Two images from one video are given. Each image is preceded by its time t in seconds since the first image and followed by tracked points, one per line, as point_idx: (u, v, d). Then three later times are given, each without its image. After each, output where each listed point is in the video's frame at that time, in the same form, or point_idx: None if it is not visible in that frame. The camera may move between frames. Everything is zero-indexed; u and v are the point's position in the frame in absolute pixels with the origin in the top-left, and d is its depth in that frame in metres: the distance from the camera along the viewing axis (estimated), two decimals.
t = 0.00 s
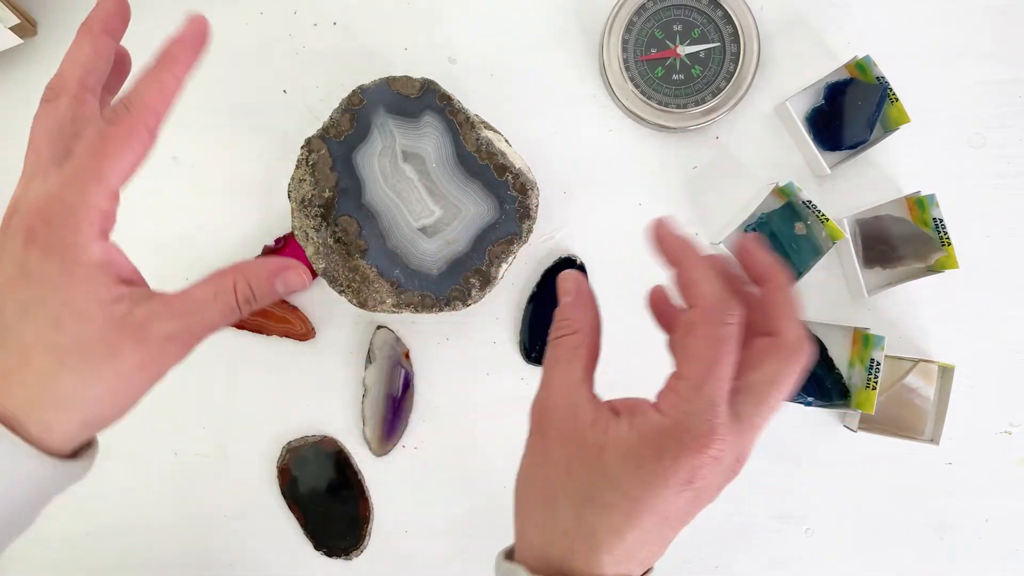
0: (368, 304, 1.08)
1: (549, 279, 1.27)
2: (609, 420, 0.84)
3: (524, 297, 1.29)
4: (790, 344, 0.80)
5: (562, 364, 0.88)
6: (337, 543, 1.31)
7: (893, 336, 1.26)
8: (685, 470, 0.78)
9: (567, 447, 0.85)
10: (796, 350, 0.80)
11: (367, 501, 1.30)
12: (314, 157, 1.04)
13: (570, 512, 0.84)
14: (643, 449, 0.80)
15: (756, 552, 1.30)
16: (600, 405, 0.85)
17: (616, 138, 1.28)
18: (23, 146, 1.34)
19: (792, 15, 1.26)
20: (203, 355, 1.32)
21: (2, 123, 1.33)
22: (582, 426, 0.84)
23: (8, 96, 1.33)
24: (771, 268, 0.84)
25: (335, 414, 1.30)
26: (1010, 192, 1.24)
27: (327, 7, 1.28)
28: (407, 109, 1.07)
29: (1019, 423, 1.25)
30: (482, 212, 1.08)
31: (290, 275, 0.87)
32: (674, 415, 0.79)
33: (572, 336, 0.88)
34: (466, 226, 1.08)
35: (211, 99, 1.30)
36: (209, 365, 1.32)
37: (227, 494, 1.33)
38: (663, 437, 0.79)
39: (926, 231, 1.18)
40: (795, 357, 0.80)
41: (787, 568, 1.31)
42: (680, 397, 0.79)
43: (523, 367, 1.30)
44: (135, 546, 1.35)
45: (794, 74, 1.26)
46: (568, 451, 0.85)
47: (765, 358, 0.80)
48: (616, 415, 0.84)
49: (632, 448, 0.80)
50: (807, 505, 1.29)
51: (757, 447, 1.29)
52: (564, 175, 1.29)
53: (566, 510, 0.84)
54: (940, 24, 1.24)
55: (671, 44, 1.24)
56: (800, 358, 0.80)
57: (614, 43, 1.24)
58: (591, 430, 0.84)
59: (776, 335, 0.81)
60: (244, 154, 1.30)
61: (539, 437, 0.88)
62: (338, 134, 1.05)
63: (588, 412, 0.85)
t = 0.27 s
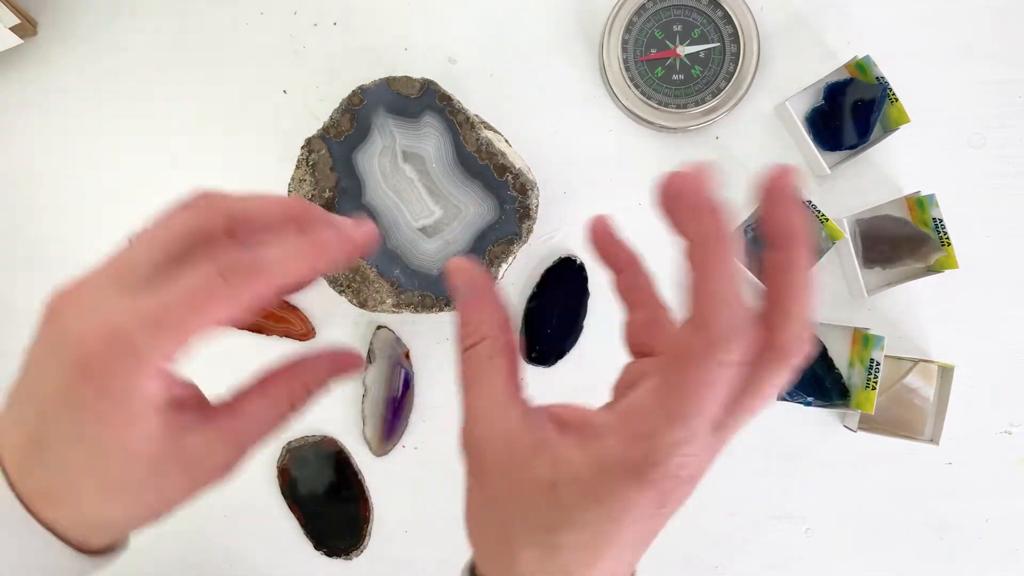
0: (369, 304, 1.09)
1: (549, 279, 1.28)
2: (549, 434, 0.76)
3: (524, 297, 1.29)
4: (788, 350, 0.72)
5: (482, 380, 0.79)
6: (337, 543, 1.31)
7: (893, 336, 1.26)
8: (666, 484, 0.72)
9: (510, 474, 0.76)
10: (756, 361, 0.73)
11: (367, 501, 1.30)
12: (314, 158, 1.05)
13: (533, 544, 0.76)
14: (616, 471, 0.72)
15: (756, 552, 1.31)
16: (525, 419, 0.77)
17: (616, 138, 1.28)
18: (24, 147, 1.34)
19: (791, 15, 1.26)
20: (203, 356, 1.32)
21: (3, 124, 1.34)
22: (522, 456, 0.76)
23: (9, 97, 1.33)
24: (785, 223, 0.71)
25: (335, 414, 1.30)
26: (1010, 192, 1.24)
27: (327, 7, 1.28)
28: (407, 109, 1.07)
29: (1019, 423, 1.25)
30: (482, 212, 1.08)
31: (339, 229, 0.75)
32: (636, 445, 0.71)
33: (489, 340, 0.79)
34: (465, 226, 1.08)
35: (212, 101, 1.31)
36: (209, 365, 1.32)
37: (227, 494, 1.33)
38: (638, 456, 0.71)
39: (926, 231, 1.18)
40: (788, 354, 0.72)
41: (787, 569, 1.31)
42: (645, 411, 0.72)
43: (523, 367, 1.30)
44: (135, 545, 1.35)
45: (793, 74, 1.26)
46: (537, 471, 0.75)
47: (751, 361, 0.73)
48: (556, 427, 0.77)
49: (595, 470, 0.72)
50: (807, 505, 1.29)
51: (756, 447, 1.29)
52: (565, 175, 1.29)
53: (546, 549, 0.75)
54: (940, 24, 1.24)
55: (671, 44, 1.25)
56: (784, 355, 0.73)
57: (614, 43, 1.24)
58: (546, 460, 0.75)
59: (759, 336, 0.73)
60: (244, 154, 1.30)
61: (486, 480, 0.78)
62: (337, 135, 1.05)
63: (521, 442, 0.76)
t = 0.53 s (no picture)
0: (368, 304, 1.08)
1: (549, 279, 1.27)
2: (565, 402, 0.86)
3: (524, 297, 1.29)
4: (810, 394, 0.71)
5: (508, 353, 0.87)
6: (337, 543, 1.31)
7: (893, 336, 1.26)
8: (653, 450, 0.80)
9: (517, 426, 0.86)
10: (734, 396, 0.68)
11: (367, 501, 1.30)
12: (314, 157, 1.04)
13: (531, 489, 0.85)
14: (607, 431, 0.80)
15: (756, 552, 1.30)
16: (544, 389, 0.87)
17: (616, 138, 1.28)
18: (24, 146, 1.34)
19: (791, 15, 1.26)
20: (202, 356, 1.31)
21: (2, 123, 1.33)
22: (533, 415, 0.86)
23: (8, 97, 1.33)
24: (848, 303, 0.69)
25: (335, 414, 1.30)
26: (1010, 192, 1.24)
27: (327, 7, 1.28)
28: (407, 109, 1.06)
29: (1019, 423, 1.25)
30: (482, 212, 1.08)
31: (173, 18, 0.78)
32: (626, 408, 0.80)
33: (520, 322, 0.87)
34: (466, 226, 1.08)
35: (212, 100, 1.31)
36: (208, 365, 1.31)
37: (227, 494, 1.32)
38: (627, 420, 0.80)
39: (926, 231, 1.18)
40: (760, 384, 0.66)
41: (787, 569, 1.31)
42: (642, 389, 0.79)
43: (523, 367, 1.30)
44: (135, 546, 1.35)
45: (794, 74, 1.26)
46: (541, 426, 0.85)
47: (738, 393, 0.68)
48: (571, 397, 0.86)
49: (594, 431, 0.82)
50: (807, 505, 1.29)
51: (757, 447, 1.29)
52: (565, 175, 1.29)
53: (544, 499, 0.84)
54: (940, 24, 1.24)
55: (671, 44, 1.24)
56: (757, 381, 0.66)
57: (614, 43, 1.24)
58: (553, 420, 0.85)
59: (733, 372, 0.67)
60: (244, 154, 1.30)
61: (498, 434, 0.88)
62: (337, 134, 1.05)
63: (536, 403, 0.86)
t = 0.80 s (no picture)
0: (368, 304, 1.08)
1: (549, 278, 1.27)
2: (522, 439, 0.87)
3: (524, 297, 1.29)
4: (736, 426, 0.74)
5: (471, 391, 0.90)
6: (337, 543, 1.31)
7: (893, 336, 1.26)
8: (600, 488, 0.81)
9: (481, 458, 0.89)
10: (646, 441, 0.70)
11: (367, 501, 1.30)
12: (314, 157, 1.04)
13: (496, 517, 0.89)
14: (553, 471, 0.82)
15: (756, 551, 1.31)
16: (505, 427, 0.89)
17: (616, 138, 1.28)
18: (24, 146, 1.34)
19: (791, 15, 1.26)
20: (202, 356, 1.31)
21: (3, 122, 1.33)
22: (492, 452, 0.88)
23: (8, 96, 1.33)
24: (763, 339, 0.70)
25: (335, 414, 1.30)
26: (1010, 192, 1.24)
27: (327, 6, 1.28)
28: (407, 109, 1.06)
29: (1019, 423, 1.25)
30: (482, 212, 1.08)
31: (88, 45, 0.83)
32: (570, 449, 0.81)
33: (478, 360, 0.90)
34: (465, 225, 1.08)
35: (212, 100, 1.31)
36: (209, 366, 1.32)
37: (227, 494, 1.33)
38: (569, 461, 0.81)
39: (926, 231, 1.18)
40: (666, 429, 0.67)
41: (787, 568, 1.31)
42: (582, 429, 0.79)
43: (523, 367, 1.30)
44: (135, 545, 1.35)
45: (794, 74, 1.26)
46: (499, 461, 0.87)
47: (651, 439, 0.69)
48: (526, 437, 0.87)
49: (543, 469, 0.83)
50: (807, 504, 1.29)
51: (757, 447, 1.29)
52: (565, 175, 1.29)
53: (509, 527, 0.88)
54: (941, 23, 1.24)
55: (671, 44, 1.24)
56: (662, 425, 0.67)
57: (614, 43, 1.24)
58: (509, 456, 0.87)
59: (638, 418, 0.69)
60: (243, 154, 1.30)
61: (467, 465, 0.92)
62: (337, 134, 1.05)
63: (494, 441, 0.88)
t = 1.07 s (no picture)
0: (368, 304, 1.08)
1: (549, 279, 1.27)
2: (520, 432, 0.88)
3: (524, 297, 1.29)
4: (728, 413, 0.74)
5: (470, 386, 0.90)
6: (337, 543, 1.31)
7: (893, 336, 1.26)
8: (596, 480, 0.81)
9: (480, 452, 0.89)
10: (640, 427, 0.70)
11: (367, 501, 1.30)
12: (314, 157, 1.04)
13: (493, 511, 0.89)
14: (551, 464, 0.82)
15: (756, 551, 1.31)
16: (504, 421, 0.89)
17: (616, 138, 1.28)
18: (24, 146, 1.34)
19: (792, 15, 1.26)
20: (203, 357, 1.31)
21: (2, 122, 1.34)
22: (490, 446, 0.88)
23: (8, 96, 1.33)
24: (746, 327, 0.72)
25: (335, 414, 1.30)
26: (1011, 192, 1.24)
27: (327, 6, 1.28)
28: (408, 109, 1.06)
29: (1019, 423, 1.25)
30: (482, 211, 1.08)
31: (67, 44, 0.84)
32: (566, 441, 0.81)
33: (478, 356, 0.91)
34: (465, 225, 1.08)
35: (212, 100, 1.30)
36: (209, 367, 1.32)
37: (227, 494, 1.33)
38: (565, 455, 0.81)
39: (926, 231, 1.18)
40: (660, 412, 0.68)
41: (786, 568, 1.31)
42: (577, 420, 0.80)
43: (523, 367, 1.30)
44: (134, 545, 1.35)
45: (794, 74, 1.26)
46: (496, 455, 0.88)
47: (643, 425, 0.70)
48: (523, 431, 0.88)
49: (542, 462, 0.83)
50: (807, 504, 1.29)
51: (757, 447, 1.29)
52: (564, 175, 1.29)
53: (507, 522, 0.88)
54: (941, 23, 1.24)
55: (671, 44, 1.24)
56: (656, 409, 0.68)
57: (614, 43, 1.24)
58: (506, 450, 0.87)
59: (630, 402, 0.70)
60: (243, 154, 1.30)
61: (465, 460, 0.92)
62: (338, 134, 1.05)
63: (492, 435, 0.89)
